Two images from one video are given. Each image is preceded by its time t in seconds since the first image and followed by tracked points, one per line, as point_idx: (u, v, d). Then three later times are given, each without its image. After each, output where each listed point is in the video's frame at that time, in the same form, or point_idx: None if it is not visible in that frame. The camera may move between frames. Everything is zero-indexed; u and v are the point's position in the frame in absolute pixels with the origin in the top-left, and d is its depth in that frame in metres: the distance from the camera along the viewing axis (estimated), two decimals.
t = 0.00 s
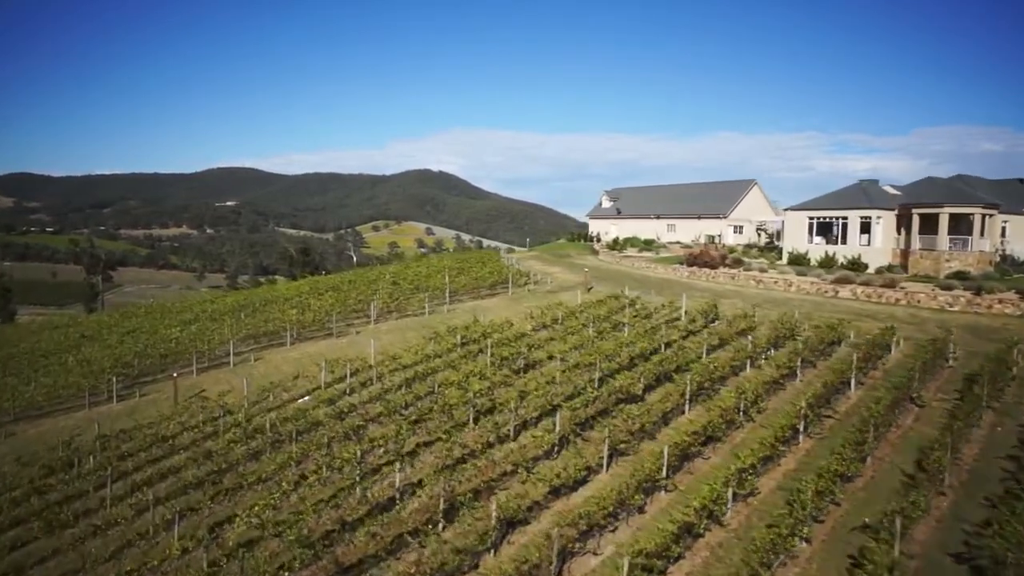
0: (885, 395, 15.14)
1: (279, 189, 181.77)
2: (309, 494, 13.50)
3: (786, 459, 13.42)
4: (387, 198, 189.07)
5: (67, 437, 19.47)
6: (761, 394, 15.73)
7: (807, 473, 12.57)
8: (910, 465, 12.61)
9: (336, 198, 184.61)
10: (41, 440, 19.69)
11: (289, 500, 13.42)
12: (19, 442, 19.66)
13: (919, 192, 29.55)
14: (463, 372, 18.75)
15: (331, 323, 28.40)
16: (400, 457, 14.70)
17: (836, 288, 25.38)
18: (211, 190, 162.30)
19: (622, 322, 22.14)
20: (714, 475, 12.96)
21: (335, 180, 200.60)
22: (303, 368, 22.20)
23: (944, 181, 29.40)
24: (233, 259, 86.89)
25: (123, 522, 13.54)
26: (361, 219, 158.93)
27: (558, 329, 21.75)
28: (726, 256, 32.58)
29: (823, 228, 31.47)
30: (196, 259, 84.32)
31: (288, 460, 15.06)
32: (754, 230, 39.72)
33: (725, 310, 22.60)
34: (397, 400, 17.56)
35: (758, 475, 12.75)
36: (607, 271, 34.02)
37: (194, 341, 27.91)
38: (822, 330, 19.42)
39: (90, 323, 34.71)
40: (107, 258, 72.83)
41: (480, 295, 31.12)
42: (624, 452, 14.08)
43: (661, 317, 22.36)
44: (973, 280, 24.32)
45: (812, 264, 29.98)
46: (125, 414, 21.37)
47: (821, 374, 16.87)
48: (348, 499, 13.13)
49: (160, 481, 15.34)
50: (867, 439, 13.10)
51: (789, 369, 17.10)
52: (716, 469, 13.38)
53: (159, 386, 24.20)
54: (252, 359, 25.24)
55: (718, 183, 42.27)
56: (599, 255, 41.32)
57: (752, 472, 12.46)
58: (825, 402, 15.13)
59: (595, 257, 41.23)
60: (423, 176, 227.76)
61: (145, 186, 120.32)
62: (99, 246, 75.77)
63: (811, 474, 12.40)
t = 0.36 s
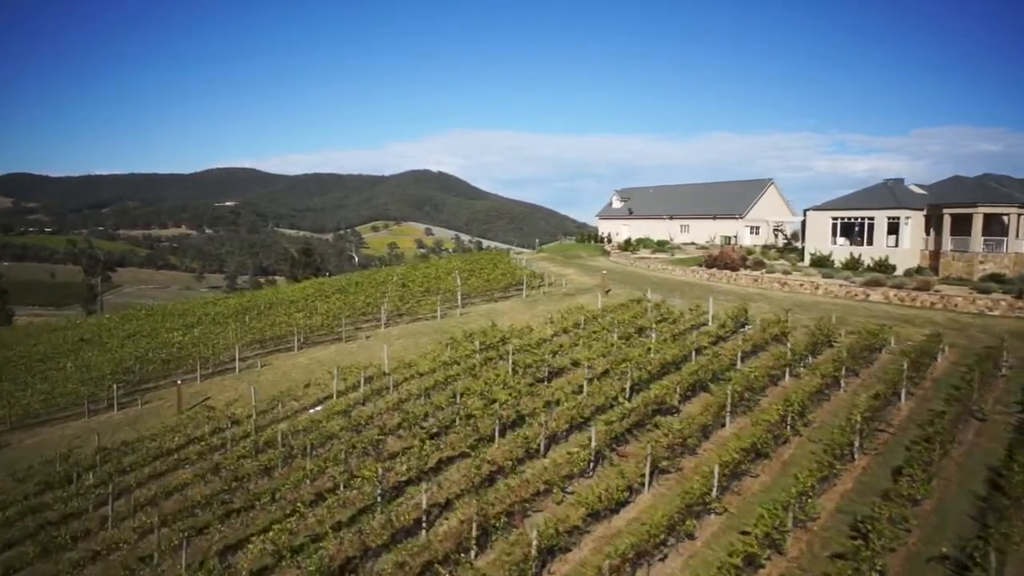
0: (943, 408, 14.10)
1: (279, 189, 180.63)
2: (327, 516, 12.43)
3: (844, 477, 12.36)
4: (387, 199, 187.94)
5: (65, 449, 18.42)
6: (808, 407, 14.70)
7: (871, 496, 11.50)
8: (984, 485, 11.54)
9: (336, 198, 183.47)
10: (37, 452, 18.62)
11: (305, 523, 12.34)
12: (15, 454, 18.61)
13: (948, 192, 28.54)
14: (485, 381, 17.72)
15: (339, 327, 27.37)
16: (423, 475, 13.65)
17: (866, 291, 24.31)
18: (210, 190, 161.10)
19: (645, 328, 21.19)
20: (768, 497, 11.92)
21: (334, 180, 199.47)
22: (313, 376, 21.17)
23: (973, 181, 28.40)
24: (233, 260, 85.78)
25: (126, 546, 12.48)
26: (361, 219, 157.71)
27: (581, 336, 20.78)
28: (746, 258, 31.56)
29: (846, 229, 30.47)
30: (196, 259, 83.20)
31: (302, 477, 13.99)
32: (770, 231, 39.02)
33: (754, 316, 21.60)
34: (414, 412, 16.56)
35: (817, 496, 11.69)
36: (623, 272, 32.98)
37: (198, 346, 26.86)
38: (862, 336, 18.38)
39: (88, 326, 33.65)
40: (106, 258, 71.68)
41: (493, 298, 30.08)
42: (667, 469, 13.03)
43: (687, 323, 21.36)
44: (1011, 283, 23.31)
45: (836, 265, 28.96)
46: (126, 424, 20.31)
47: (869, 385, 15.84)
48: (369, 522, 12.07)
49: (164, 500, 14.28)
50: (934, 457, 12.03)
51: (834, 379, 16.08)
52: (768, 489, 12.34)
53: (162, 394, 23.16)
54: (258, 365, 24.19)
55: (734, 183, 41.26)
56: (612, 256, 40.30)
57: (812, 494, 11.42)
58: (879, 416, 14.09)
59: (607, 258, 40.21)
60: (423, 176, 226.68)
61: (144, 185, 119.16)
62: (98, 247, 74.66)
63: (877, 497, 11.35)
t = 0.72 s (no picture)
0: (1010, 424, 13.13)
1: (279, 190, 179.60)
2: (349, 541, 11.41)
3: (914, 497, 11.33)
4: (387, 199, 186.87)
5: (65, 464, 17.44)
6: (862, 421, 13.72)
7: (952, 523, 10.46)
8: None
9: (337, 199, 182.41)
10: (35, 467, 17.61)
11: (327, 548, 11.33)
12: (12, 468, 17.63)
13: (980, 191, 27.59)
14: (510, 392, 16.77)
15: (349, 333, 26.39)
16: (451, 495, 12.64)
17: (899, 294, 23.32)
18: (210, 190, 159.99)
19: (676, 336, 20.19)
20: (832, 524, 10.92)
21: (334, 181, 198.41)
22: (326, 386, 20.19)
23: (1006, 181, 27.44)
24: (233, 261, 84.72)
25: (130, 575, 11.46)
26: (361, 220, 156.63)
27: (608, 344, 19.80)
28: (767, 259, 30.60)
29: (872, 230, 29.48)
30: (195, 260, 82.11)
31: (321, 497, 12.98)
32: (788, 232, 38.05)
33: (787, 323, 20.67)
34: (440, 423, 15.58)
35: (889, 521, 10.66)
36: (640, 274, 32.02)
37: (203, 352, 25.90)
38: (909, 345, 17.42)
39: (88, 330, 32.60)
40: (105, 259, 70.62)
41: (507, 302, 29.12)
42: (716, 490, 12.09)
43: (718, 330, 20.37)
44: None
45: (863, 268, 27.96)
46: (129, 436, 19.32)
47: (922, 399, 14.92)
48: (395, 551, 11.05)
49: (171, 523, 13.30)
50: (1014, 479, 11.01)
51: (885, 390, 15.11)
52: (830, 512, 11.32)
53: (166, 403, 22.19)
54: (266, 373, 23.19)
55: (750, 183, 40.30)
56: (625, 258, 39.35)
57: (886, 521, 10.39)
58: (941, 430, 13.09)
59: (620, 259, 39.25)
60: (423, 177, 225.54)
61: (144, 186, 118.13)
62: (97, 247, 73.61)
63: (956, 524, 10.35)
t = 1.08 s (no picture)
0: None
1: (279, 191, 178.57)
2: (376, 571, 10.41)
3: (995, 523, 10.35)
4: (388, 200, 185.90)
5: (64, 479, 16.45)
6: (923, 437, 12.76)
7: None
8: None
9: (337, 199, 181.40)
10: (33, 483, 16.60)
11: None
12: (8, 483, 16.62)
13: (1013, 190, 26.68)
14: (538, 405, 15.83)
15: (360, 338, 25.43)
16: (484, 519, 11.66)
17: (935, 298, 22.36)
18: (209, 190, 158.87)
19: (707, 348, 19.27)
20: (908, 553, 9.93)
21: (334, 182, 197.41)
22: (339, 396, 19.22)
23: None
24: (233, 262, 83.69)
25: None
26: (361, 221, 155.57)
27: (638, 355, 18.86)
28: (790, 261, 29.64)
29: (898, 232, 28.56)
30: (195, 261, 81.03)
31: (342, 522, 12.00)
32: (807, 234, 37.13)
33: (823, 330, 19.72)
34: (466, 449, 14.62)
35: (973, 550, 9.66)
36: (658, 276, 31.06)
37: (207, 358, 24.91)
38: (959, 354, 16.47)
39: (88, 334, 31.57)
40: (104, 260, 69.53)
41: (522, 305, 28.17)
42: (774, 515, 11.11)
43: (750, 337, 19.40)
44: None
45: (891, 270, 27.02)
46: (132, 448, 18.32)
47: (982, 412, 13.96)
48: None
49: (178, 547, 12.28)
50: None
51: (942, 402, 14.15)
52: (906, 535, 10.28)
53: (171, 413, 21.20)
54: (275, 380, 22.20)
55: (767, 183, 39.39)
56: (638, 260, 38.38)
57: (976, 553, 9.36)
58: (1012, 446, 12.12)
59: (634, 261, 38.29)
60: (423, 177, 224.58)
61: (143, 186, 117.00)
62: (96, 248, 72.51)
63: None
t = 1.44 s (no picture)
0: None
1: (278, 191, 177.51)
2: None
3: None
4: (388, 200, 184.92)
5: (63, 498, 15.41)
6: (996, 455, 11.73)
7: None
8: None
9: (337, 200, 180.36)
10: (29, 501, 15.57)
11: None
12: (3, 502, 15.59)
13: None
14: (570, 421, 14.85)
15: (371, 344, 24.41)
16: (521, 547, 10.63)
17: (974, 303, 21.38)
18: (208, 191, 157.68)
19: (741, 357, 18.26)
20: None
21: (334, 182, 196.39)
22: (354, 408, 18.22)
23: None
24: (233, 263, 82.67)
25: None
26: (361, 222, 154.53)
27: (669, 365, 17.87)
28: (815, 264, 28.66)
29: (927, 233, 27.58)
30: (194, 262, 79.97)
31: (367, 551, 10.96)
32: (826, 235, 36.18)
33: (863, 337, 18.70)
34: (494, 468, 13.60)
35: None
36: (677, 279, 30.04)
37: (212, 365, 23.89)
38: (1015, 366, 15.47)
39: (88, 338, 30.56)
40: (102, 262, 68.43)
41: (537, 310, 27.18)
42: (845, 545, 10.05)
43: (787, 345, 18.39)
44: None
45: (922, 273, 26.04)
46: (135, 463, 17.29)
47: None
48: None
49: None
50: None
51: (1008, 418, 13.11)
52: (997, 565, 9.18)
53: (175, 423, 20.19)
54: (284, 389, 21.19)
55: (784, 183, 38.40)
56: (653, 262, 37.39)
57: None
58: None
59: (648, 263, 37.27)
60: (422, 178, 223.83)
61: (143, 187, 115.99)
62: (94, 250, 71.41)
63: None
